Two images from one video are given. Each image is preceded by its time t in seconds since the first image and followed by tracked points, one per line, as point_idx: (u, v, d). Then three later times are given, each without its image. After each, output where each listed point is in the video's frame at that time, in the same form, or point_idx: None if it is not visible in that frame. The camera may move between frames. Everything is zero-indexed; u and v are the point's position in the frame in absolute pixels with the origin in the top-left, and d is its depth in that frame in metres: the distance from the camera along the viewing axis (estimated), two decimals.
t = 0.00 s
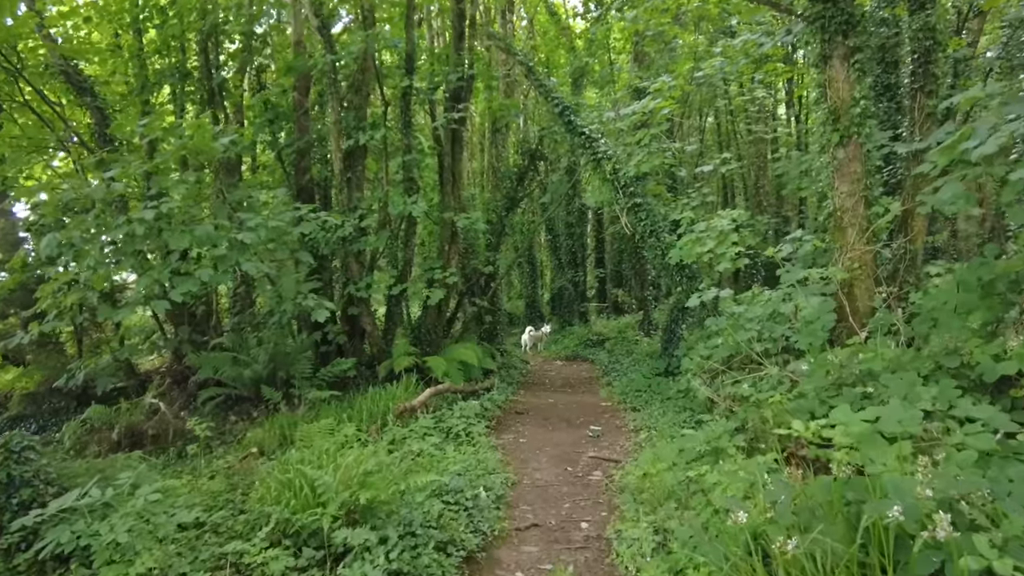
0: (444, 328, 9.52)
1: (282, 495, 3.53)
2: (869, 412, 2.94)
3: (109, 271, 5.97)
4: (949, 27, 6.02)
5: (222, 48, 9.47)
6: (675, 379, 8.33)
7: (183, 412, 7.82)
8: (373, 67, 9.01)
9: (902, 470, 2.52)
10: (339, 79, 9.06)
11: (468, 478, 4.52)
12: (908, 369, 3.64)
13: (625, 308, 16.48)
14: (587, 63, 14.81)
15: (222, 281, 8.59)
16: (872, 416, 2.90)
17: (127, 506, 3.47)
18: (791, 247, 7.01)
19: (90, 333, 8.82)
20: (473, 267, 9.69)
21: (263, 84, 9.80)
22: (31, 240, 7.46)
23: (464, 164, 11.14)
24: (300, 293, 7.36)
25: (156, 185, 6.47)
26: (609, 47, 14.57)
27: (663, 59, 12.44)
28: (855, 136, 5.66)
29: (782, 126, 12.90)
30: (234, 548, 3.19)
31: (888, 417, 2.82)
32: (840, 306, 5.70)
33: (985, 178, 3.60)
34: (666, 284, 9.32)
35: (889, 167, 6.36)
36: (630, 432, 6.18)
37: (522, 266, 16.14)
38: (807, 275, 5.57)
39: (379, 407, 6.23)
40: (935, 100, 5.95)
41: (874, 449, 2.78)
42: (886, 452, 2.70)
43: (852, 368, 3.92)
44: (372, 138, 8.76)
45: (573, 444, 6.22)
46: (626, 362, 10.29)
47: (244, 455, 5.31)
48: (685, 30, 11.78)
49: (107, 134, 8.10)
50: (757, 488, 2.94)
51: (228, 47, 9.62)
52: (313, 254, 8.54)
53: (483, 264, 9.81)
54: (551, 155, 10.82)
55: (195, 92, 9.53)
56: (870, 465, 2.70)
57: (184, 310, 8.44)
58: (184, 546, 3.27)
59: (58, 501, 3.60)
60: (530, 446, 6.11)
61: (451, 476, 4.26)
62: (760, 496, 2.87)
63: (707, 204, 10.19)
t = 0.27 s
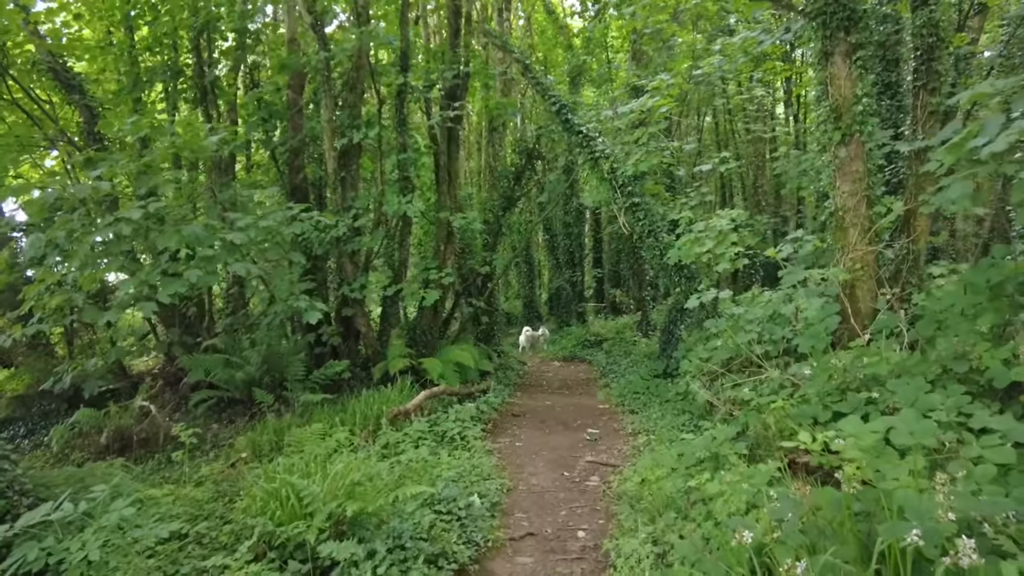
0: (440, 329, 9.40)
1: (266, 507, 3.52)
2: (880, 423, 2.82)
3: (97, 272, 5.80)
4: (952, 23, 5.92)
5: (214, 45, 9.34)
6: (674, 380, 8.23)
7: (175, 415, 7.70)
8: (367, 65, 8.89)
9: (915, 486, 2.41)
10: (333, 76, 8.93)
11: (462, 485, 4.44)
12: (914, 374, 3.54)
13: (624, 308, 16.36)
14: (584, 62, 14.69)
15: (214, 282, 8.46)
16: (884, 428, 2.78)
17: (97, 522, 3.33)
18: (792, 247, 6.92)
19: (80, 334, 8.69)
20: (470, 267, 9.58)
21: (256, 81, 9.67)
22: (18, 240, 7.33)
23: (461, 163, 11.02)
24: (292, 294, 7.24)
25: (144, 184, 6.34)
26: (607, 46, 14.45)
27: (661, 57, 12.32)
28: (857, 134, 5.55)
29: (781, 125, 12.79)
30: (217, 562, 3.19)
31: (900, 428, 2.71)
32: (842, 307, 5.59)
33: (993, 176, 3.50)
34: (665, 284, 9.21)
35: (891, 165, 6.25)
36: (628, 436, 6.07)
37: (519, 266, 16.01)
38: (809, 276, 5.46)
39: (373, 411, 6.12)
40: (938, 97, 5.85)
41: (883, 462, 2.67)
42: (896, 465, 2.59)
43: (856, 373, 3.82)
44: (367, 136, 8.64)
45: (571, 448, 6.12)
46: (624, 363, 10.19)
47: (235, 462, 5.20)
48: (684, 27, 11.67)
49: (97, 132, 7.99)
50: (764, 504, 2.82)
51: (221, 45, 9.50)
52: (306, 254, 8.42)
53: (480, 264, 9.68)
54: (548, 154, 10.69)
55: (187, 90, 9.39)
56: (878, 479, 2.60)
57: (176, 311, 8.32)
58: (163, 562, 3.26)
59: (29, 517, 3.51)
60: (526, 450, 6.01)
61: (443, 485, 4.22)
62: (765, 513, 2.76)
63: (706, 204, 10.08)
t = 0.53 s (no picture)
0: (438, 330, 9.32)
1: (258, 515, 3.44)
2: (892, 430, 2.74)
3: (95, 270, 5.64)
4: (955, 22, 5.86)
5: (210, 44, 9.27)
6: (673, 382, 8.16)
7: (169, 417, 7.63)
8: (364, 64, 8.80)
9: (933, 497, 2.32)
10: (330, 75, 8.84)
11: (459, 490, 4.37)
12: (920, 378, 3.47)
13: (623, 308, 16.29)
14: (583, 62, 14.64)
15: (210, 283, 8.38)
16: (896, 436, 2.70)
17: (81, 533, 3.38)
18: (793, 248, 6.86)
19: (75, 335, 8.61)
20: (468, 268, 9.51)
21: (252, 81, 9.61)
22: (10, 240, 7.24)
23: (459, 163, 10.96)
24: (287, 295, 7.16)
25: (138, 184, 6.25)
26: (606, 45, 14.37)
27: (660, 56, 12.25)
28: (859, 133, 5.49)
29: (781, 125, 12.73)
30: (205, 571, 3.11)
31: (913, 436, 2.63)
32: (844, 310, 5.53)
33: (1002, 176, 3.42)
34: (665, 285, 9.13)
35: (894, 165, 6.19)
36: (629, 440, 5.99)
37: (518, 266, 15.95)
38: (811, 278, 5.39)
39: (370, 413, 6.05)
40: (941, 97, 5.79)
41: (892, 471, 2.60)
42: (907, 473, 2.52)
43: (860, 376, 3.75)
44: (364, 136, 8.55)
45: (569, 451, 6.04)
46: (623, 365, 10.11)
47: (229, 467, 5.11)
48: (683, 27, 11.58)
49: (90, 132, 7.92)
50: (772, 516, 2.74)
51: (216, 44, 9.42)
52: (303, 254, 8.34)
53: (478, 265, 9.61)
54: (547, 154, 10.61)
55: (182, 89, 9.30)
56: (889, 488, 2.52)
57: (171, 312, 8.25)
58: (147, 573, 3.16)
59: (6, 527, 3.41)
60: (525, 453, 5.94)
61: (440, 491, 4.14)
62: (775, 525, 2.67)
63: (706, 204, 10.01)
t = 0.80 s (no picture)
0: (437, 331, 9.24)
1: (251, 520, 3.38)
2: (910, 436, 2.65)
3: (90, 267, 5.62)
4: (961, 18, 5.78)
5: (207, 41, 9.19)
6: (674, 384, 8.08)
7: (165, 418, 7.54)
8: (362, 61, 8.72)
9: (957, 506, 2.23)
10: (328, 73, 8.76)
11: (458, 494, 4.28)
12: (932, 380, 3.39)
13: (622, 309, 16.19)
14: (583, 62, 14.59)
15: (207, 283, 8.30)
16: (915, 442, 2.61)
17: (64, 542, 3.23)
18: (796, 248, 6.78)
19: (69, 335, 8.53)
20: (467, 268, 9.42)
21: (250, 79, 9.53)
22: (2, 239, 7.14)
23: (458, 163, 10.89)
24: (284, 295, 7.07)
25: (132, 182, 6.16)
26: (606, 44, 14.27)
27: (661, 56, 12.15)
28: (864, 131, 5.41)
29: (782, 125, 12.68)
30: None
31: (933, 441, 2.55)
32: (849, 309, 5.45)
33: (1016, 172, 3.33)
34: (666, 285, 9.05)
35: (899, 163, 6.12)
36: (631, 442, 5.91)
37: (517, 267, 15.87)
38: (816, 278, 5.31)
39: (368, 415, 5.97)
40: (948, 94, 5.72)
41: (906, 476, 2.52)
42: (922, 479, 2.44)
43: (869, 378, 3.66)
44: (361, 134, 8.47)
45: (570, 454, 5.96)
46: (624, 366, 10.03)
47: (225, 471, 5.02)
48: (684, 25, 11.49)
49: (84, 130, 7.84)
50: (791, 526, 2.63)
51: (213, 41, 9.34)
52: (300, 254, 8.25)
53: (477, 266, 9.52)
54: (547, 154, 10.53)
55: (179, 88, 9.21)
56: (904, 494, 2.44)
57: (167, 312, 8.16)
58: None
59: None
60: (525, 456, 5.85)
61: (439, 495, 4.06)
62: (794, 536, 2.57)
63: (707, 204, 9.93)
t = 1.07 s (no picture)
0: (436, 331, 9.11)
1: (243, 530, 3.28)
2: (947, 443, 2.33)
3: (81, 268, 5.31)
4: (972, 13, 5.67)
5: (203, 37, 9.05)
6: (677, 385, 7.96)
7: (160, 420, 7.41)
8: (361, 58, 8.59)
9: (1008, 525, 1.97)
10: (326, 69, 8.61)
11: (459, 499, 4.16)
12: (953, 383, 3.26)
13: (622, 309, 16.06)
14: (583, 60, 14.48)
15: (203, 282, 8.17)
16: (952, 452, 2.29)
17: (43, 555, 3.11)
18: (802, 247, 6.67)
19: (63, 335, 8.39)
20: (467, 268, 9.30)
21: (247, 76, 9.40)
22: None
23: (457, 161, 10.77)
24: (281, 295, 6.93)
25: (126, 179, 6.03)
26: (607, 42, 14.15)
27: (662, 54, 12.04)
28: (874, 127, 5.29)
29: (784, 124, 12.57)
30: None
31: (972, 451, 2.25)
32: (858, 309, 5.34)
33: None
34: (668, 285, 8.94)
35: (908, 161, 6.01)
36: (635, 446, 5.78)
37: (517, 267, 15.74)
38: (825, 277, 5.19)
39: (366, 417, 5.85)
40: (958, 91, 5.62)
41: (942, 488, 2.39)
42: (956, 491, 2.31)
43: (885, 381, 3.53)
44: (360, 131, 8.32)
45: (572, 457, 5.84)
46: (625, 367, 9.91)
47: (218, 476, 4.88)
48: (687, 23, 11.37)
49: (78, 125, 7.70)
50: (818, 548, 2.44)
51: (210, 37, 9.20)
52: (298, 253, 8.12)
53: (477, 265, 9.40)
54: (547, 152, 10.41)
55: (175, 84, 9.08)
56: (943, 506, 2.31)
57: (162, 312, 8.02)
58: None
59: None
60: (526, 459, 5.73)
61: (439, 502, 3.94)
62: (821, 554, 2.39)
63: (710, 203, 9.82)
